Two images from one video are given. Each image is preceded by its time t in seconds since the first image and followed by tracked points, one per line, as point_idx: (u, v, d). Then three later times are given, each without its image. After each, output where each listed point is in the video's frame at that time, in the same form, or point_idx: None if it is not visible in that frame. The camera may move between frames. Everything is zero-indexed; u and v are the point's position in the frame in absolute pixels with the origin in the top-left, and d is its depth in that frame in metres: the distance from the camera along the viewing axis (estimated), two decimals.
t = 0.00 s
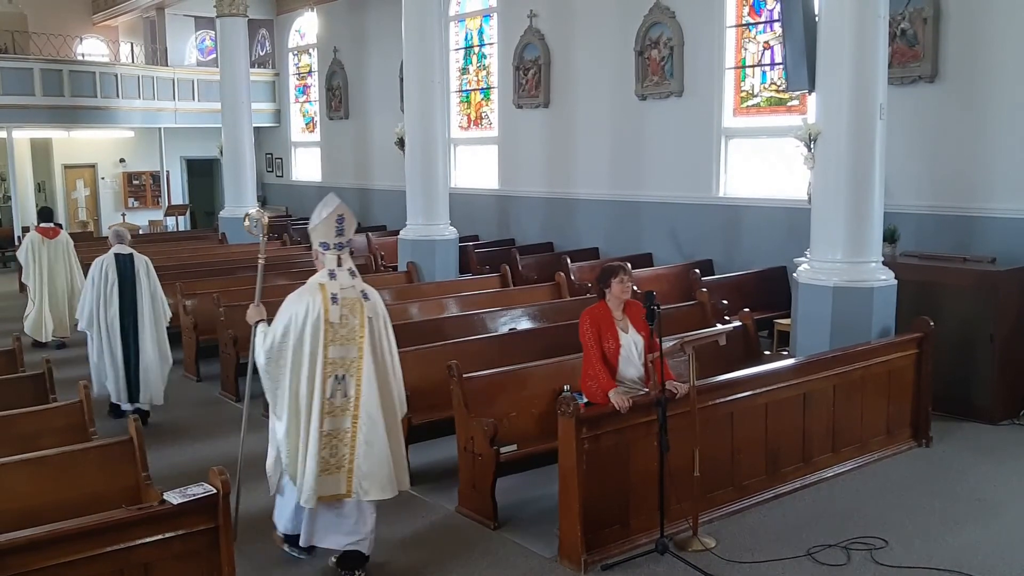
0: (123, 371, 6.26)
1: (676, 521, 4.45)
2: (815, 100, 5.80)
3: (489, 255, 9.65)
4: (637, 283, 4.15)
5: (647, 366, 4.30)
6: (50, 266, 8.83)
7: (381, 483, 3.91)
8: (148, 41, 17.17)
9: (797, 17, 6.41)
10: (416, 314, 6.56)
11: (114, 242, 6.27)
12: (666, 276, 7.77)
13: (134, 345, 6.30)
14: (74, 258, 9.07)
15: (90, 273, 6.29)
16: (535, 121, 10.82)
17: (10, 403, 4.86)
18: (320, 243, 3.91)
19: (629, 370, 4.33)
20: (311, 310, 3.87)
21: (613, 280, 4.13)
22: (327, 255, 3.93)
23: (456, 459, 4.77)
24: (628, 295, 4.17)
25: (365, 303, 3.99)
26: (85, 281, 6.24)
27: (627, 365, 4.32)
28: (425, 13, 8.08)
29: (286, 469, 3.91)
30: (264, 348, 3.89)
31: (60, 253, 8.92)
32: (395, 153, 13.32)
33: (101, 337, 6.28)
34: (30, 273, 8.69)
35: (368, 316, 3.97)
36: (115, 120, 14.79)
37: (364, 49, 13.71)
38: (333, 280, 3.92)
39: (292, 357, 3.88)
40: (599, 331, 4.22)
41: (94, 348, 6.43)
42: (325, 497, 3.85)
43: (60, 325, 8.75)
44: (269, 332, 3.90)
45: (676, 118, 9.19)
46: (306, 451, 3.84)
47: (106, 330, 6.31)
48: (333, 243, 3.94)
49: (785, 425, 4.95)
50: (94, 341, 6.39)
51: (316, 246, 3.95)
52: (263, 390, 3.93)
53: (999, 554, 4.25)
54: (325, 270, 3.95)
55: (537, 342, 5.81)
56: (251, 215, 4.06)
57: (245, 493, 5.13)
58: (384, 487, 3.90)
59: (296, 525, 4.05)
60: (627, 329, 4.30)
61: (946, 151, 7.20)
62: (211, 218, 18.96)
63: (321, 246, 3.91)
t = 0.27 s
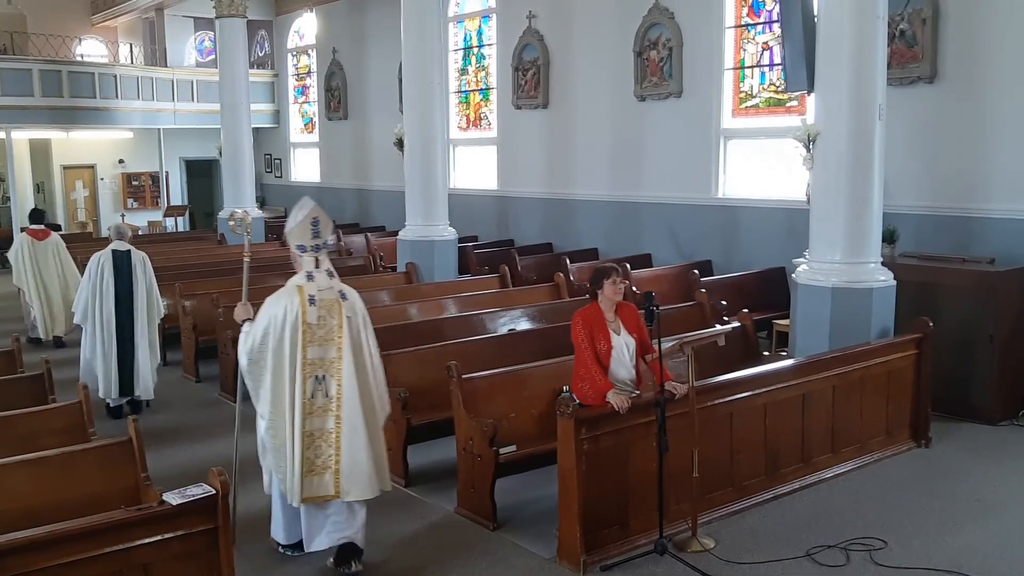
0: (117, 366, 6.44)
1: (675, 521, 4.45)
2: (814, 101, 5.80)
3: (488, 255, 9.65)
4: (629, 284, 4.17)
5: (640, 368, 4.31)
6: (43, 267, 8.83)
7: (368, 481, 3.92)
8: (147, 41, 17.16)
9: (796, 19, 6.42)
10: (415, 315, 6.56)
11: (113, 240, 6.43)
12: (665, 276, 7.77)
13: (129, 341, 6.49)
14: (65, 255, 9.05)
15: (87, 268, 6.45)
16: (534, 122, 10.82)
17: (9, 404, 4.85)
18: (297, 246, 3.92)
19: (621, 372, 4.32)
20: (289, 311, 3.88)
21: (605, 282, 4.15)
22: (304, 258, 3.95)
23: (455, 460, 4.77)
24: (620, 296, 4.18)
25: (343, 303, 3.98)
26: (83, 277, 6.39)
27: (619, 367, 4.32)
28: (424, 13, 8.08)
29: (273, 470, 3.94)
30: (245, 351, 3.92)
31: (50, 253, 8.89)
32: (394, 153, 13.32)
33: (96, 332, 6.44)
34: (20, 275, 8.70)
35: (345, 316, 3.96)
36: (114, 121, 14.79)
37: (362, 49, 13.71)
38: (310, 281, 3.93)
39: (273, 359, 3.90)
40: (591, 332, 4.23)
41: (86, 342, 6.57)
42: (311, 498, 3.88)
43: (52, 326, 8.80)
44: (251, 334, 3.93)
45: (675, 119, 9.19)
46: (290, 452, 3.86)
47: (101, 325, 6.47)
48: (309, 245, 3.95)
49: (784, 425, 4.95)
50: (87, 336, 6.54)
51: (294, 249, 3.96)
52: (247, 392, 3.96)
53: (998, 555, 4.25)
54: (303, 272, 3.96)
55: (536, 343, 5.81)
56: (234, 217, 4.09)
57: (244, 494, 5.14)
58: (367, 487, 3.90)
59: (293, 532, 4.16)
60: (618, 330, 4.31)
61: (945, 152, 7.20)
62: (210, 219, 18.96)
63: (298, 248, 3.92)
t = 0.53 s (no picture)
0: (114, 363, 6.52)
1: (674, 522, 4.44)
2: (813, 102, 5.80)
3: (487, 256, 9.64)
4: (622, 285, 4.17)
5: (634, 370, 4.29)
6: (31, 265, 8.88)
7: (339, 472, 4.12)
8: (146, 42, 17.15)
9: (795, 19, 6.42)
10: (414, 316, 6.56)
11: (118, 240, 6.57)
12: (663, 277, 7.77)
13: (127, 339, 6.59)
14: (54, 254, 9.08)
15: (90, 267, 6.58)
16: (532, 122, 10.82)
17: (7, 404, 4.85)
18: (273, 243, 4.00)
19: (614, 374, 4.31)
20: (268, 308, 3.98)
21: (599, 284, 4.14)
22: (281, 255, 4.04)
23: (454, 461, 4.77)
24: (614, 298, 4.18)
25: (320, 299, 4.12)
26: (86, 275, 6.51)
27: (612, 369, 4.31)
28: (423, 14, 8.08)
29: (254, 464, 4.06)
30: (224, 347, 4.00)
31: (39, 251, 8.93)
32: (393, 154, 13.32)
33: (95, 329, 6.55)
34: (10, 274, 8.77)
35: (323, 311, 4.11)
36: (113, 122, 14.78)
37: (361, 50, 13.71)
38: (288, 278, 4.04)
39: (253, 355, 4.00)
40: (584, 335, 4.22)
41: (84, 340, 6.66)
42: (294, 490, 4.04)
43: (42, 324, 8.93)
44: (229, 331, 4.01)
45: (674, 120, 9.19)
46: (273, 447, 4.00)
47: (101, 323, 6.58)
48: (286, 242, 4.04)
49: (783, 426, 4.94)
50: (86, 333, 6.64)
51: (271, 247, 4.05)
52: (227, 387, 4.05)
53: (996, 556, 4.25)
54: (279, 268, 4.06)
55: (534, 344, 5.81)
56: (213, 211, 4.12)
57: (242, 494, 5.13)
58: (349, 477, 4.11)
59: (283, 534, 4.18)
60: (611, 333, 4.30)
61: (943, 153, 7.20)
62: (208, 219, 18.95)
63: (275, 246, 4.00)
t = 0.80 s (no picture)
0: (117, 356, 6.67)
1: (672, 523, 4.44)
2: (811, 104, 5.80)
3: (485, 257, 9.64)
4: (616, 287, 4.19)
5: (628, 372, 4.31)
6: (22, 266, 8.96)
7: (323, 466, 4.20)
8: (144, 44, 17.14)
9: (793, 21, 6.43)
10: (411, 317, 6.57)
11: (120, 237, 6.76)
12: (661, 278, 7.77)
13: (131, 334, 6.73)
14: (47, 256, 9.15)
15: (95, 264, 6.79)
16: (530, 124, 10.83)
17: (4, 406, 4.84)
18: (257, 241, 4.12)
19: (609, 376, 4.32)
20: (253, 305, 4.04)
21: (593, 286, 4.16)
22: (264, 253, 4.14)
23: (452, 462, 4.77)
24: (608, 300, 4.20)
25: (303, 297, 4.21)
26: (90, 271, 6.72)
27: (606, 370, 4.31)
28: (422, 15, 8.08)
29: (238, 460, 4.11)
30: (210, 344, 4.05)
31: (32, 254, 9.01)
32: (391, 156, 13.32)
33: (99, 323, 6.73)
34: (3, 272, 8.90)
35: (306, 309, 4.20)
36: (111, 123, 14.76)
37: (359, 51, 13.71)
38: (272, 275, 4.12)
39: (238, 352, 4.06)
40: (579, 336, 4.24)
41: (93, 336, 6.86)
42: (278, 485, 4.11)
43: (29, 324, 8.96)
44: (215, 328, 4.06)
45: (672, 122, 9.20)
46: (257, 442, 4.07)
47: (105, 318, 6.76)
48: (268, 241, 4.16)
49: (781, 428, 4.95)
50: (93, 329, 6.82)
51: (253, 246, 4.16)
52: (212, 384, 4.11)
53: (994, 557, 4.25)
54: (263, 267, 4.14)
55: (531, 345, 5.82)
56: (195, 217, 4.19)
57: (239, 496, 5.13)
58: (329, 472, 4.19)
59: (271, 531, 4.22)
60: (605, 334, 4.34)
61: (940, 155, 7.21)
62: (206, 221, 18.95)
63: (258, 244, 4.13)
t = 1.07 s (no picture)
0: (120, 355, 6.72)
1: (670, 525, 4.44)
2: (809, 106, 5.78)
3: (483, 259, 9.64)
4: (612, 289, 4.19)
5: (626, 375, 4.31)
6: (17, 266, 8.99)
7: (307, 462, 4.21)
8: (142, 46, 17.13)
9: (791, 23, 6.43)
10: (409, 319, 6.56)
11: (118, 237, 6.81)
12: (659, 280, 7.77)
13: (131, 332, 6.78)
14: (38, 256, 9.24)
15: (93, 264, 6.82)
16: (528, 125, 10.83)
17: (2, 408, 4.83)
18: (246, 243, 4.16)
19: (606, 378, 4.32)
20: (241, 303, 4.06)
21: (590, 288, 4.16)
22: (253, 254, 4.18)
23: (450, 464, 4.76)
24: (604, 303, 4.20)
25: (291, 296, 4.24)
26: (89, 271, 6.75)
27: (603, 372, 4.31)
28: (420, 17, 8.07)
29: (229, 457, 4.11)
30: (199, 342, 4.06)
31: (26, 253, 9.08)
32: (389, 158, 13.32)
33: (99, 322, 6.77)
34: None
35: (294, 307, 4.22)
36: (108, 125, 14.75)
37: (357, 53, 13.72)
38: (260, 275, 4.16)
39: (227, 349, 4.07)
40: (576, 339, 4.23)
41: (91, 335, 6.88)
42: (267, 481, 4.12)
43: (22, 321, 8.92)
44: (204, 327, 4.07)
45: (670, 124, 9.21)
46: (247, 439, 4.07)
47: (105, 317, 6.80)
48: (257, 242, 4.20)
49: (778, 430, 4.94)
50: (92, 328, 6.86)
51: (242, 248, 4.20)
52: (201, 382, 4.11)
53: (992, 559, 4.25)
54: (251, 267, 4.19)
55: (529, 347, 5.82)
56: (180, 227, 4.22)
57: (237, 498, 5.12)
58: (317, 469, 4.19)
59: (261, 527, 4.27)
60: (602, 337, 4.33)
61: (938, 157, 7.22)
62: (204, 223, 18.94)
63: (247, 245, 4.16)
